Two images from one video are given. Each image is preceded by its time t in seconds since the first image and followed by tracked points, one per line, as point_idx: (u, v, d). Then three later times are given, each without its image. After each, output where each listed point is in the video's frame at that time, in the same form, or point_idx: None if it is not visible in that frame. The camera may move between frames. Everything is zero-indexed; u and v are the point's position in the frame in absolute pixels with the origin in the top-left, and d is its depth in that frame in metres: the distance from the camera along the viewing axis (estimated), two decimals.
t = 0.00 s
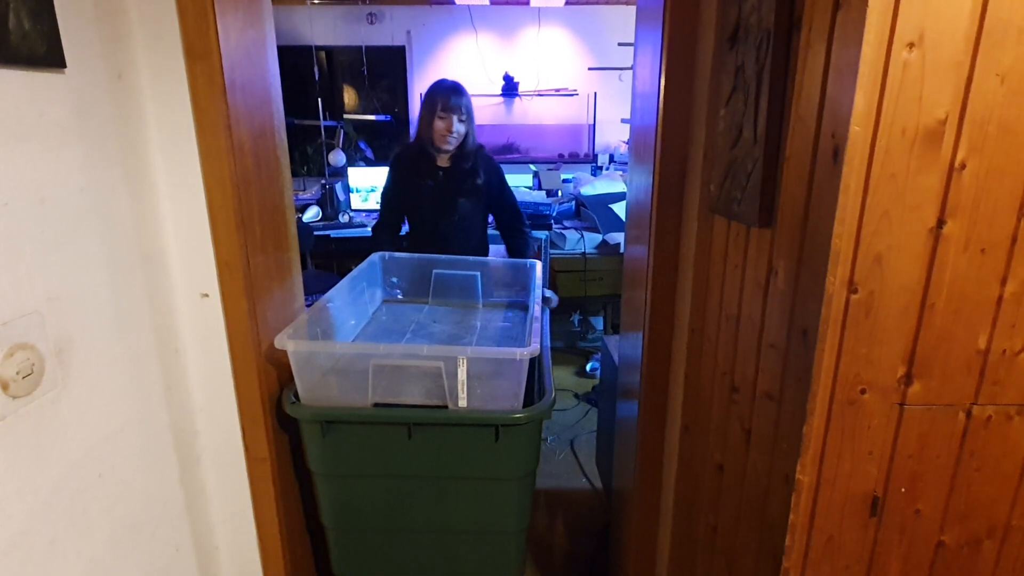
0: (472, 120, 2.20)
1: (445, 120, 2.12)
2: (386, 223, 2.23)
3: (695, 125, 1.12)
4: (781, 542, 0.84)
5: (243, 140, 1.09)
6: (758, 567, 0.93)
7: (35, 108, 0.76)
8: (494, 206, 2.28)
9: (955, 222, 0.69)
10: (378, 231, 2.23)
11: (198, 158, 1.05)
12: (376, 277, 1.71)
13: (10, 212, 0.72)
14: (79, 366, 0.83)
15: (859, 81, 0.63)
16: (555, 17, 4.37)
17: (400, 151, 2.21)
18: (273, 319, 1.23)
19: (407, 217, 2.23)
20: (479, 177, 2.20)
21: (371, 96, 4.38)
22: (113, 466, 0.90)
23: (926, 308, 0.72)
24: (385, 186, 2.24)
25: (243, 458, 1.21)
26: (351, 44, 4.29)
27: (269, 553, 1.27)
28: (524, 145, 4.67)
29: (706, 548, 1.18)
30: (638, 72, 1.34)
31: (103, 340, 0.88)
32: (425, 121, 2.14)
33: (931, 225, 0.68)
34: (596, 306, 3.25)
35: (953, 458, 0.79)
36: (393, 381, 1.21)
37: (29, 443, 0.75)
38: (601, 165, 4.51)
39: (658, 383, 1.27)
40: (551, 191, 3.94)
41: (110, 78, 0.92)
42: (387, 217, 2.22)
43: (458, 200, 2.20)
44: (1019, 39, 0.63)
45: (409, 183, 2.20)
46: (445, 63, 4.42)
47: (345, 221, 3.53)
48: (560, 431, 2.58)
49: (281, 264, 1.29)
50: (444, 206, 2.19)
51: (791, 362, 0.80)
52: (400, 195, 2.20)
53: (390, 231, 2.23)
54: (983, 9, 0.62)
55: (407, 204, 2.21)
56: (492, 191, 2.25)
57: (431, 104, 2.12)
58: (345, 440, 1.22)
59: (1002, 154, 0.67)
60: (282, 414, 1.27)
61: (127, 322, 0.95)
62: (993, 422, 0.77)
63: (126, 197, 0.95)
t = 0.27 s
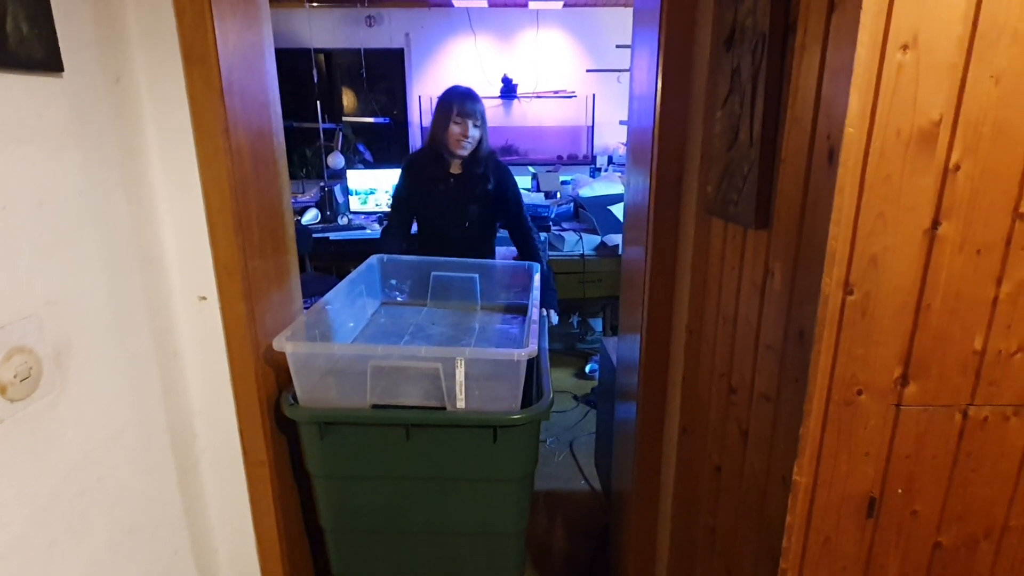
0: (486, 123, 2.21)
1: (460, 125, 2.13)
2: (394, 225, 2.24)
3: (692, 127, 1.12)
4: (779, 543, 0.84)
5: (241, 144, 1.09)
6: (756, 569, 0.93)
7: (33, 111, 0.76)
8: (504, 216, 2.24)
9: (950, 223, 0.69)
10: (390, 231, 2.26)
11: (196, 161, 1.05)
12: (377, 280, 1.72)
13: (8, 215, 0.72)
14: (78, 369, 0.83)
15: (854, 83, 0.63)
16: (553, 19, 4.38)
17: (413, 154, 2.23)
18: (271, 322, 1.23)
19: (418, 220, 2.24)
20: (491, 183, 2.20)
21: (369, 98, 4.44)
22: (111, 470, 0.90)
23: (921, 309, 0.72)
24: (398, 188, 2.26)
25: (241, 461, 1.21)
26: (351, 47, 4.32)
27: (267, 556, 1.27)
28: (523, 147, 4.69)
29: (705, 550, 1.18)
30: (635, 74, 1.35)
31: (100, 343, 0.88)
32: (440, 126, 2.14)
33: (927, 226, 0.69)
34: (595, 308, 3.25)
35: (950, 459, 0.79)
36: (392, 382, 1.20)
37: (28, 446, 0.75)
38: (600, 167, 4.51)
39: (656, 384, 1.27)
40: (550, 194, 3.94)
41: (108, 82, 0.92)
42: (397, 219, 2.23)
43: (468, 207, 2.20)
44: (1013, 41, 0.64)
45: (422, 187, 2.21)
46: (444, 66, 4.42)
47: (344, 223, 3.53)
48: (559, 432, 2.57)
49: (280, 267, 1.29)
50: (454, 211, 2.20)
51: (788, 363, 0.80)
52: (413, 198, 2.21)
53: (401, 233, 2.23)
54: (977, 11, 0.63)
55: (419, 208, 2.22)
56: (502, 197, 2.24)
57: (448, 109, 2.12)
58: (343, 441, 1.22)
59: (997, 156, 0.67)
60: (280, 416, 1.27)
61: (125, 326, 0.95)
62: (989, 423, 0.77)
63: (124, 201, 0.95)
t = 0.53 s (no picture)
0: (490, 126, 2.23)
1: (471, 129, 2.14)
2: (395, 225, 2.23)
3: (689, 129, 1.12)
4: (777, 544, 0.84)
5: (239, 147, 1.09)
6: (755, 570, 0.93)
7: (32, 116, 0.77)
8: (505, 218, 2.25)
9: (945, 225, 0.69)
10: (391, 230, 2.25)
11: (195, 165, 1.05)
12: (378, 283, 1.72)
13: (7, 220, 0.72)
14: (76, 373, 0.84)
15: (848, 86, 0.64)
16: (552, 22, 4.39)
17: (419, 153, 2.22)
18: (270, 326, 1.23)
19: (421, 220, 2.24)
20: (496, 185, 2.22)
21: (368, 102, 4.38)
22: (110, 474, 0.90)
23: (917, 311, 0.72)
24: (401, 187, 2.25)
25: (240, 465, 1.21)
26: (350, 49, 4.31)
27: (266, 559, 1.27)
28: (523, 149, 4.66)
29: (704, 551, 1.18)
30: (633, 77, 1.35)
31: (99, 348, 0.89)
32: (449, 127, 2.14)
33: (922, 229, 0.69)
34: (595, 310, 3.26)
35: (946, 461, 0.79)
36: (397, 376, 1.21)
37: (27, 450, 0.75)
38: (599, 169, 4.52)
39: (654, 386, 1.27)
40: (549, 196, 3.95)
41: (106, 87, 0.93)
42: (400, 219, 2.22)
43: (470, 208, 2.21)
44: (1006, 44, 0.64)
45: (426, 187, 2.21)
46: (443, 69, 4.44)
47: (343, 226, 3.54)
48: (558, 435, 2.57)
49: (279, 270, 1.29)
50: (458, 213, 2.21)
51: (785, 365, 0.80)
52: (416, 198, 2.21)
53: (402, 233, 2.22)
54: (970, 14, 0.63)
55: (422, 208, 2.22)
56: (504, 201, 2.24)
57: (458, 112, 2.11)
58: (346, 436, 1.22)
59: (991, 158, 0.67)
60: (279, 419, 1.27)
61: (123, 330, 0.95)
62: (985, 425, 0.78)
63: (122, 205, 0.96)
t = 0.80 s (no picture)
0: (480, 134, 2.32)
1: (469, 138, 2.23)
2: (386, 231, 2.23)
3: (688, 136, 1.13)
4: (775, 551, 0.84)
5: (241, 153, 1.10)
6: None
7: (34, 121, 0.77)
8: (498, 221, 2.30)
9: (940, 234, 0.69)
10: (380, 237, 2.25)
11: (196, 170, 1.06)
12: (377, 284, 1.71)
13: (9, 226, 0.73)
14: (77, 377, 0.84)
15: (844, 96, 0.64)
16: (553, 27, 4.41)
17: (408, 160, 2.22)
18: (270, 330, 1.24)
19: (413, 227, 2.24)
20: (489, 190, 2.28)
21: (369, 105, 4.38)
22: (110, 477, 0.91)
23: (913, 319, 0.72)
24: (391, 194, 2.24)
25: (240, 468, 1.21)
26: (352, 53, 4.33)
27: (265, 563, 1.27)
28: (524, 153, 4.68)
29: (703, 557, 1.18)
30: (633, 83, 1.36)
31: (99, 352, 0.89)
32: (445, 137, 2.17)
33: (917, 238, 0.69)
34: (595, 315, 3.27)
35: (943, 468, 0.80)
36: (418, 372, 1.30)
37: (27, 454, 0.75)
38: (600, 174, 4.53)
39: (653, 391, 1.27)
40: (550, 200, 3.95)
41: (108, 92, 0.93)
42: (390, 226, 2.22)
43: (463, 213, 2.24)
44: (1001, 55, 0.64)
45: (417, 194, 2.22)
46: (444, 73, 4.45)
47: (345, 229, 3.55)
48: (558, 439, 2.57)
49: (280, 275, 1.30)
50: (450, 218, 2.23)
51: (783, 372, 0.81)
52: (407, 205, 2.22)
53: (393, 239, 2.22)
54: (965, 25, 0.63)
55: (413, 215, 2.23)
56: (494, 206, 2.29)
57: (454, 122, 2.14)
58: (372, 429, 1.28)
59: (986, 168, 0.68)
60: (279, 423, 1.28)
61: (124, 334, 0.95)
62: (981, 432, 0.78)
63: (124, 210, 0.96)
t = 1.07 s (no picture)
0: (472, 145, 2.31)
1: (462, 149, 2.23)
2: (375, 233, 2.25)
3: (689, 142, 1.13)
4: (778, 559, 0.83)
5: (243, 155, 1.10)
6: None
7: (37, 122, 0.77)
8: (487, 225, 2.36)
9: (944, 241, 0.69)
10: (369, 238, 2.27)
11: (199, 173, 1.06)
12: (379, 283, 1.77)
13: (11, 226, 0.73)
14: (76, 379, 0.84)
15: (847, 103, 0.64)
16: (555, 32, 4.43)
17: (398, 164, 2.23)
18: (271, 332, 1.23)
19: (401, 230, 2.26)
20: (478, 195, 2.33)
21: (371, 108, 4.39)
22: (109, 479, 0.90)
23: (917, 327, 0.72)
24: (381, 196, 2.26)
25: (240, 471, 1.21)
26: (354, 57, 4.36)
27: (263, 567, 1.26)
28: (524, 157, 4.65)
29: (704, 564, 1.17)
30: (634, 89, 1.36)
31: (100, 354, 0.89)
32: (439, 143, 2.18)
33: (921, 245, 0.69)
34: (596, 319, 3.27)
35: (947, 476, 0.79)
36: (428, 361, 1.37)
37: (26, 455, 0.75)
38: (601, 178, 4.53)
39: (654, 397, 1.27)
40: (551, 204, 3.95)
41: (111, 94, 0.94)
42: (379, 228, 2.25)
43: (452, 216, 2.27)
44: (1005, 62, 0.64)
45: (407, 197, 2.24)
46: (447, 77, 4.47)
47: (346, 233, 3.55)
48: (559, 444, 2.57)
49: (281, 278, 1.30)
50: (440, 222, 2.25)
51: (785, 379, 0.80)
52: (396, 207, 2.24)
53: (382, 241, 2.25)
54: (969, 31, 0.63)
55: (401, 218, 2.25)
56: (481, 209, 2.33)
57: (448, 129, 2.16)
58: (382, 418, 1.34)
59: (990, 176, 0.67)
60: (279, 426, 1.27)
61: (125, 337, 0.95)
62: (985, 440, 0.77)
63: (126, 211, 0.96)
